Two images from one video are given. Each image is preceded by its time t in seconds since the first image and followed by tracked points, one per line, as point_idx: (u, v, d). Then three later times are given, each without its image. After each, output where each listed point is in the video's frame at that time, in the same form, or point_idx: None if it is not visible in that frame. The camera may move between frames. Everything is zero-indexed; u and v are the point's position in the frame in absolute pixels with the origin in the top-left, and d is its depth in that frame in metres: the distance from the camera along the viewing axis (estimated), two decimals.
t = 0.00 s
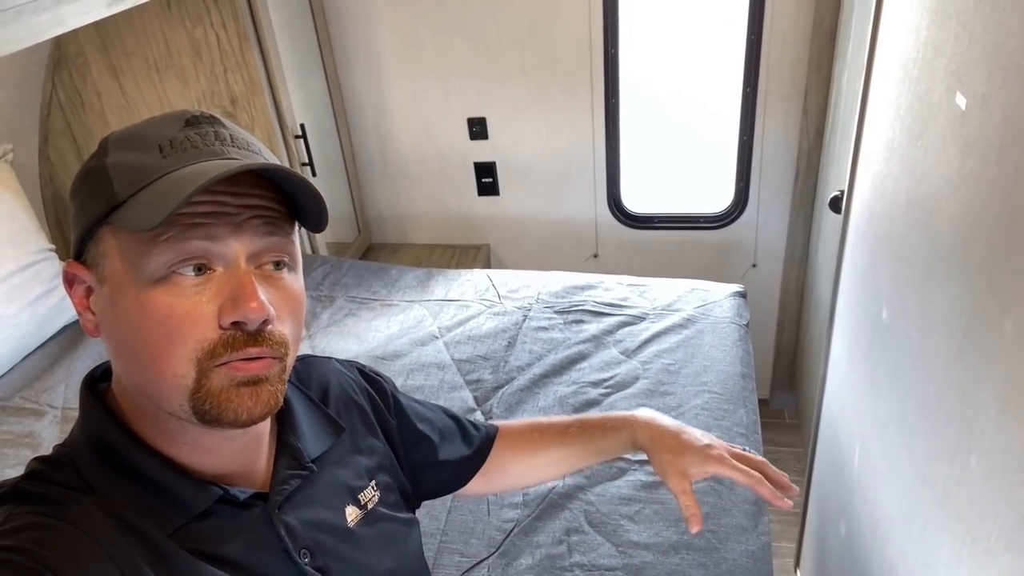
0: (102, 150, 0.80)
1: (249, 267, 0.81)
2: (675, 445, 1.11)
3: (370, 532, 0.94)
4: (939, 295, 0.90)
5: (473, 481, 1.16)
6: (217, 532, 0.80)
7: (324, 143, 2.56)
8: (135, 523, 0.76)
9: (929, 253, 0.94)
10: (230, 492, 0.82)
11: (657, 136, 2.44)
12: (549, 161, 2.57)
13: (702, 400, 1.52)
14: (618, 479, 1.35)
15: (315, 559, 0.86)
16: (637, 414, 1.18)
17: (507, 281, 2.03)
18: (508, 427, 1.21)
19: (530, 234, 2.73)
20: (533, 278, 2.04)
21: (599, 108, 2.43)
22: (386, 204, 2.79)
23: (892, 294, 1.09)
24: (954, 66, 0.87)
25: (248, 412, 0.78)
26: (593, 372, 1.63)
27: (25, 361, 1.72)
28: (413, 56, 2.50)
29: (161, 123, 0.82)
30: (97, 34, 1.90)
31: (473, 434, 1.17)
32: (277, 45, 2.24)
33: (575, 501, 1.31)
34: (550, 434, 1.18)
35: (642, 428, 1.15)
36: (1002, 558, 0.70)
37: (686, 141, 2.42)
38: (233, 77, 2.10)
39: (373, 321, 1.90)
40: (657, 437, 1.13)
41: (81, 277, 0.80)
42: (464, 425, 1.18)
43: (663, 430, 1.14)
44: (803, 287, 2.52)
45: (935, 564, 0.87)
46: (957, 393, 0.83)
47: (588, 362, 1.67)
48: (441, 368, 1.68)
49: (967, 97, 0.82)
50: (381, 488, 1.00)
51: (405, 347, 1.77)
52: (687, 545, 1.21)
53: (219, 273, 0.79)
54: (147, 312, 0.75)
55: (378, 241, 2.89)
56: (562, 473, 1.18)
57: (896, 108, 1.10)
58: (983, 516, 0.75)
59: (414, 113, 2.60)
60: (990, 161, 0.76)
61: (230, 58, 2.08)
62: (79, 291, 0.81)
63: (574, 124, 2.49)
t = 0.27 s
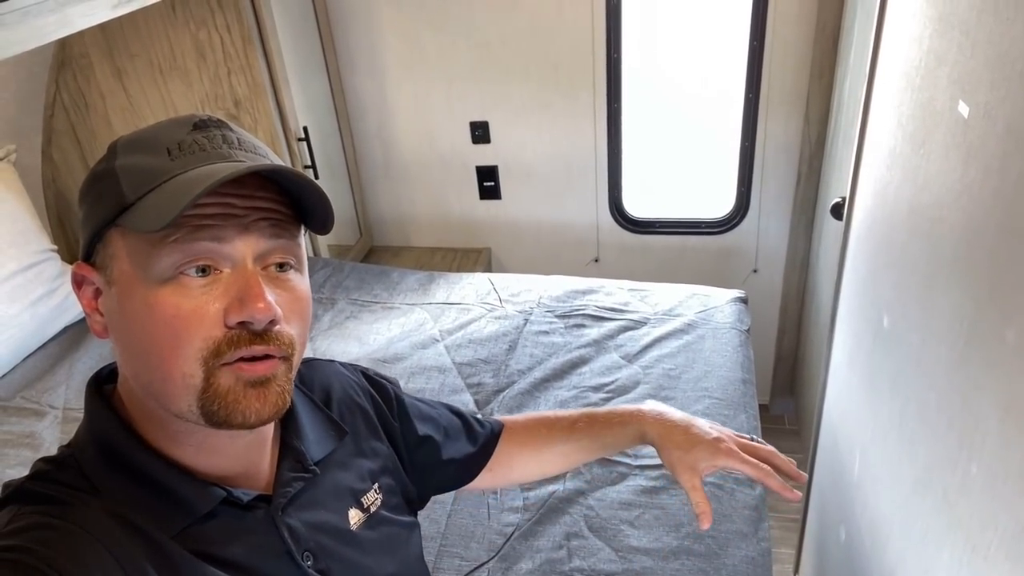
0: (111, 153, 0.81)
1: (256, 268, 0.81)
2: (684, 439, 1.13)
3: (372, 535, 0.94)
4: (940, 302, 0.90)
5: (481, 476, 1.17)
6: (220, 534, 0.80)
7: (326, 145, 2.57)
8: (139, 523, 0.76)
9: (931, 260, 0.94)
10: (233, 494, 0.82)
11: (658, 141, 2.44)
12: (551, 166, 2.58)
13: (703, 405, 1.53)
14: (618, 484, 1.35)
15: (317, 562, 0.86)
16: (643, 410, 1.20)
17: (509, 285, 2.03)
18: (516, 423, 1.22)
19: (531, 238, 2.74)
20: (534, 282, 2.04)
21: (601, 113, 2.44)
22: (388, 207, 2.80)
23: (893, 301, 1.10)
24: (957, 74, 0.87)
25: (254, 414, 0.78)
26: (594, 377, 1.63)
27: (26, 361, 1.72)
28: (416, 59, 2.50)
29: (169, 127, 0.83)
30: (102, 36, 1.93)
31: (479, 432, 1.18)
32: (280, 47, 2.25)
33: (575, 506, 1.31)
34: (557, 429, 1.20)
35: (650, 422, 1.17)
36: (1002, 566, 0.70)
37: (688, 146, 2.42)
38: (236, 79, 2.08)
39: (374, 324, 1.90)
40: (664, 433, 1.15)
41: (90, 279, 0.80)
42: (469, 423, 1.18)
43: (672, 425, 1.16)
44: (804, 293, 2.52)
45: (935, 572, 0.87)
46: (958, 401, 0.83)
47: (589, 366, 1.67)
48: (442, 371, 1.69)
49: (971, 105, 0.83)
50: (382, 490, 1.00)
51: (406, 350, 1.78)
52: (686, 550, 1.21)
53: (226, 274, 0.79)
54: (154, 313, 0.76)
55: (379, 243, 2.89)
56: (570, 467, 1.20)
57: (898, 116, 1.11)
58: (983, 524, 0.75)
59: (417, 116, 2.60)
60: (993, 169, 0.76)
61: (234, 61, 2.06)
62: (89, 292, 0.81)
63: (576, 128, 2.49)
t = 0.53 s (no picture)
0: (104, 154, 0.81)
1: (249, 267, 0.81)
2: (694, 434, 1.14)
3: (370, 537, 0.94)
4: (941, 305, 0.90)
5: (487, 473, 1.17)
6: (219, 536, 0.80)
7: (326, 144, 2.57)
8: (137, 525, 0.76)
9: (932, 262, 0.94)
10: (231, 496, 0.82)
11: (659, 142, 2.44)
12: (552, 166, 2.58)
13: (702, 407, 1.52)
14: (617, 485, 1.35)
15: (316, 563, 0.86)
16: (650, 405, 1.20)
17: (509, 286, 2.03)
18: (524, 419, 1.22)
19: (531, 239, 2.74)
20: (535, 283, 2.04)
21: (602, 113, 2.44)
22: (388, 207, 2.80)
23: (894, 303, 1.09)
24: (958, 76, 0.87)
25: (248, 414, 0.78)
26: (594, 378, 1.63)
27: (26, 360, 1.72)
28: (417, 59, 2.50)
29: (161, 127, 0.82)
30: (102, 35, 1.93)
31: (482, 430, 1.17)
32: (281, 47, 2.25)
33: (574, 507, 1.31)
34: (566, 424, 1.20)
35: (659, 417, 1.17)
36: (1002, 570, 0.70)
37: (689, 147, 2.42)
38: (237, 78, 2.08)
39: (374, 324, 1.90)
40: (675, 428, 1.15)
41: (85, 281, 0.80)
42: (473, 420, 1.18)
43: (680, 420, 1.16)
44: (804, 294, 2.52)
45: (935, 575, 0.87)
46: (958, 403, 0.83)
47: (589, 367, 1.67)
48: (442, 372, 1.68)
49: (972, 107, 0.83)
50: (382, 492, 1.00)
51: (406, 350, 1.77)
52: (686, 552, 1.21)
53: (219, 273, 0.79)
54: (148, 313, 0.75)
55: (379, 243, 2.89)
56: (577, 463, 1.20)
57: (900, 118, 1.11)
58: (983, 527, 0.75)
59: (417, 116, 2.60)
60: (995, 171, 0.76)
61: (235, 60, 2.06)
62: (84, 294, 0.81)
63: (577, 129, 2.49)
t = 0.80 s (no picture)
0: (107, 152, 0.81)
1: (246, 268, 0.80)
2: (699, 430, 1.14)
3: (368, 536, 0.94)
4: (941, 304, 0.90)
5: (490, 468, 1.18)
6: (217, 536, 0.80)
7: (326, 143, 2.56)
8: (137, 524, 0.76)
9: (932, 261, 0.94)
10: (230, 495, 0.82)
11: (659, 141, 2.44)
12: (552, 165, 2.58)
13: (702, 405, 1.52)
14: (617, 484, 1.35)
15: (314, 563, 0.85)
16: (655, 401, 1.20)
17: (509, 284, 2.03)
18: (527, 414, 1.22)
19: (531, 237, 2.73)
20: (534, 281, 2.03)
21: (602, 112, 2.44)
22: (388, 205, 2.80)
23: (894, 302, 1.09)
24: (959, 74, 0.87)
25: (242, 417, 0.78)
26: (593, 376, 1.63)
27: (25, 358, 1.72)
28: (417, 57, 2.50)
29: (163, 127, 0.82)
30: (101, 34, 1.95)
31: (483, 427, 1.17)
32: (281, 45, 2.25)
33: (574, 505, 1.31)
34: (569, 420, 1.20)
35: (664, 413, 1.17)
36: (1002, 568, 0.70)
37: (689, 146, 2.42)
38: (236, 77, 2.07)
39: (374, 323, 1.90)
40: (678, 424, 1.15)
41: (88, 278, 0.81)
42: (474, 418, 1.18)
43: (686, 414, 1.16)
44: (804, 293, 2.52)
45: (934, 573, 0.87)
46: (958, 403, 0.83)
47: (589, 366, 1.67)
48: (442, 370, 1.68)
49: (972, 105, 0.82)
50: (381, 491, 1.00)
51: (405, 348, 1.77)
52: (685, 550, 1.21)
53: (215, 274, 0.79)
54: (141, 313, 0.76)
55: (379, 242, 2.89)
56: (579, 459, 1.20)
57: (900, 117, 1.11)
58: (983, 526, 0.75)
59: (417, 115, 2.60)
60: (995, 169, 0.76)
61: (234, 57, 2.05)
62: (86, 292, 0.81)
63: (577, 127, 2.49)
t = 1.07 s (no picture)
0: (127, 149, 0.81)
1: (254, 275, 0.81)
2: (700, 429, 1.14)
3: (368, 536, 0.94)
4: (941, 303, 0.90)
5: (490, 469, 1.18)
6: (219, 536, 0.80)
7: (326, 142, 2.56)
8: (139, 524, 0.76)
9: (932, 260, 0.94)
10: (232, 496, 0.82)
11: (658, 140, 2.44)
12: (551, 163, 2.57)
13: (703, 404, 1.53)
14: (617, 483, 1.35)
15: (315, 564, 0.86)
16: (657, 401, 1.20)
17: (509, 283, 2.03)
18: (527, 415, 1.22)
19: (531, 236, 2.73)
20: (534, 281, 2.03)
21: (601, 110, 2.44)
22: (388, 204, 2.80)
23: (894, 300, 1.09)
24: (958, 73, 0.87)
25: (237, 424, 0.78)
26: (593, 375, 1.63)
27: (25, 357, 1.72)
28: (416, 56, 2.50)
29: (185, 128, 0.83)
30: (101, 34, 1.94)
31: (484, 428, 1.17)
32: (280, 44, 2.24)
33: (574, 504, 1.31)
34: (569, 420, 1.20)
35: (666, 414, 1.17)
36: (1002, 565, 0.70)
37: (689, 145, 2.42)
38: (235, 76, 2.07)
39: (374, 322, 1.90)
40: (678, 424, 1.15)
41: (94, 274, 0.81)
42: (476, 419, 1.18)
43: (687, 414, 1.16)
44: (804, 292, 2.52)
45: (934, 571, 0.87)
46: (958, 402, 0.83)
47: (589, 365, 1.67)
48: (442, 369, 1.68)
49: (972, 104, 0.82)
50: (381, 491, 1.00)
51: (406, 347, 1.77)
52: (686, 549, 1.21)
53: (222, 279, 0.79)
54: (147, 313, 0.76)
55: (379, 241, 2.88)
56: (580, 459, 1.20)
57: (900, 115, 1.10)
58: (983, 524, 0.75)
59: (417, 114, 2.60)
60: (995, 168, 0.76)
61: (234, 57, 2.05)
62: (92, 288, 0.81)
63: (576, 126, 2.49)
